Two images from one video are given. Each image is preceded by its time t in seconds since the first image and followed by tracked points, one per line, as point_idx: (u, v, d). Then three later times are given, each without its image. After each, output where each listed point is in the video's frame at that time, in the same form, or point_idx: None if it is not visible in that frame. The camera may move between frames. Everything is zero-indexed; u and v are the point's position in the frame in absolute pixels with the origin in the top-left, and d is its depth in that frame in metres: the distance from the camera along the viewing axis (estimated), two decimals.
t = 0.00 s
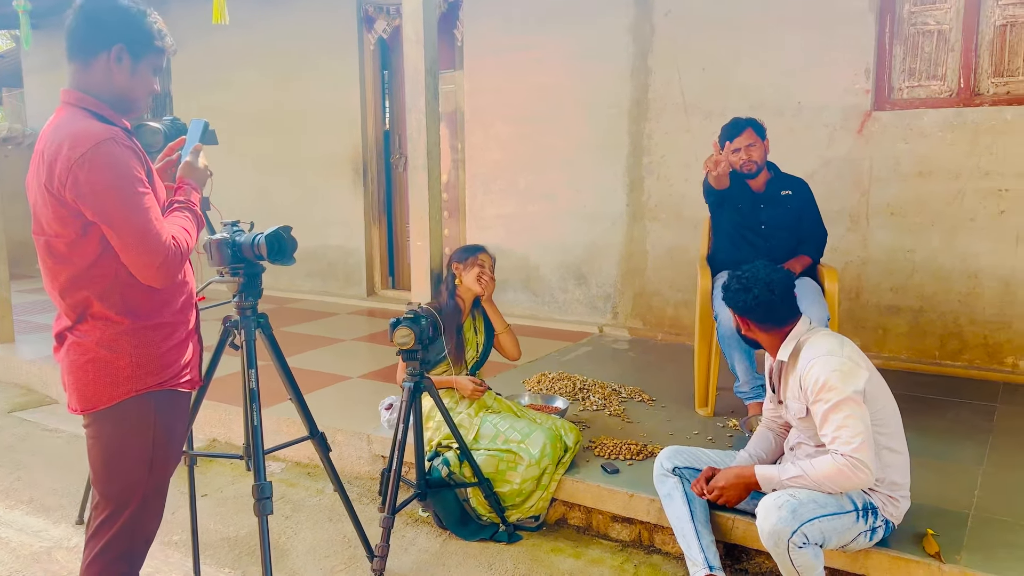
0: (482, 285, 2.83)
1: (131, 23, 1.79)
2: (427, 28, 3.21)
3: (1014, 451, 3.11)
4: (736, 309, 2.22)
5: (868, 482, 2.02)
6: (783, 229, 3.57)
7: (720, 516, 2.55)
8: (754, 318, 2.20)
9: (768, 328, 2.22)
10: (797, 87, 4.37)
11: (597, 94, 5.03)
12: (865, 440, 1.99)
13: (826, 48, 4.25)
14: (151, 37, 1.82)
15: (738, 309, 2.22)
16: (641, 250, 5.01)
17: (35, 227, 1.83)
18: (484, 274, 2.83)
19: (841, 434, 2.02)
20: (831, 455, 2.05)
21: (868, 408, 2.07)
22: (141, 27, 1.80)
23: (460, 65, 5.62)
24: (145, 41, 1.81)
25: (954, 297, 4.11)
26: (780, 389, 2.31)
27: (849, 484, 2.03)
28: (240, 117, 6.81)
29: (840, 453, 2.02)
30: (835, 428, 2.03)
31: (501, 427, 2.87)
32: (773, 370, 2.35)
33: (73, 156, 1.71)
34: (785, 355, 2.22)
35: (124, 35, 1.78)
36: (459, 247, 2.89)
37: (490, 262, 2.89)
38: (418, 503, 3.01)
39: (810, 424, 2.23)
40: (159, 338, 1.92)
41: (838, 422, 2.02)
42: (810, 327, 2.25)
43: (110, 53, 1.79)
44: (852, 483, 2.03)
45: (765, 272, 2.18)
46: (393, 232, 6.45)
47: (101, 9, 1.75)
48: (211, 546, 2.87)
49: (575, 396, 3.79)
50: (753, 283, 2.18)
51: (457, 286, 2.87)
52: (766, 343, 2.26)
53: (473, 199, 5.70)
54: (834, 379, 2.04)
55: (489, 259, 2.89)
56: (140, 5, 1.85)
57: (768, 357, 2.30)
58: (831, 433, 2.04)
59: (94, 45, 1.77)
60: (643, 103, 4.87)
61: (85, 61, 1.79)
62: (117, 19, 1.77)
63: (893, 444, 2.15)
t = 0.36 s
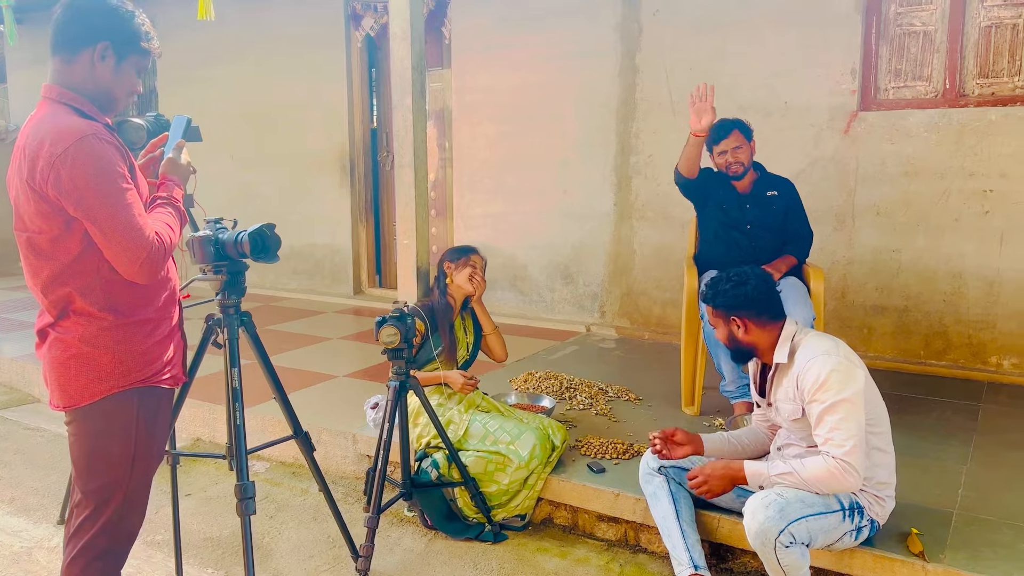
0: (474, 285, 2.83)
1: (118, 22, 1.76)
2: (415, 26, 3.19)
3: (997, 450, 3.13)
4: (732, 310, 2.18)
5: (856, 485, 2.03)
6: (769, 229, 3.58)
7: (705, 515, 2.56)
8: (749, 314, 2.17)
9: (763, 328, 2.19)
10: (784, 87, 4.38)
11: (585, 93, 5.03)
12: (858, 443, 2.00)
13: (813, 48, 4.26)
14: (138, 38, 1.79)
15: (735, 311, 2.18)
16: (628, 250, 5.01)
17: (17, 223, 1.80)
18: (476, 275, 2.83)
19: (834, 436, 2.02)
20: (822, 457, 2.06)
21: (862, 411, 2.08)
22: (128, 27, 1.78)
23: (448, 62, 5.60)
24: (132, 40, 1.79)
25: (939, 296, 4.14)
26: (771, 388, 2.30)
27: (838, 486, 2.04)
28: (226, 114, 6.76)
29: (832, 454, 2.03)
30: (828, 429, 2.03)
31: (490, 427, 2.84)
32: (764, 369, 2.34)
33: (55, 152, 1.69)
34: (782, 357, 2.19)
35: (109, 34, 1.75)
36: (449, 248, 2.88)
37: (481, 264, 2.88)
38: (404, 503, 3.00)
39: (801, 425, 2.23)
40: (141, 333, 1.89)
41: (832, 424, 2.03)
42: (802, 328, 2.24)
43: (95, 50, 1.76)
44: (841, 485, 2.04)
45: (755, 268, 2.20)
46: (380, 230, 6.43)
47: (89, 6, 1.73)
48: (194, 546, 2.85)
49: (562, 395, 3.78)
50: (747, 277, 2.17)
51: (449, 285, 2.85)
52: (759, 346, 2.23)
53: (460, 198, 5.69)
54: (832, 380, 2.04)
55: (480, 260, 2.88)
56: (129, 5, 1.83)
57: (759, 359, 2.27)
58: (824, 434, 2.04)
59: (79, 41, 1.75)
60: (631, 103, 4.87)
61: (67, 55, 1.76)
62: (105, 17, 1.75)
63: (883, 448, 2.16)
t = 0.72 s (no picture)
0: (463, 290, 2.83)
1: (100, 25, 1.75)
2: (400, 28, 3.18)
3: (977, 453, 3.15)
4: (714, 314, 2.18)
5: (835, 489, 2.05)
6: (752, 234, 3.60)
7: (688, 519, 2.56)
8: (729, 318, 2.17)
9: (744, 332, 2.20)
10: (768, 91, 4.40)
11: (571, 96, 5.03)
12: (837, 448, 2.01)
13: (797, 53, 4.29)
14: (120, 41, 1.78)
15: (716, 314, 2.18)
16: (613, 252, 5.02)
17: None
18: (465, 279, 2.84)
19: (814, 440, 2.04)
20: (802, 460, 2.07)
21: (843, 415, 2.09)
22: (110, 30, 1.76)
23: (433, 64, 5.57)
24: (114, 43, 1.77)
25: (921, 300, 4.17)
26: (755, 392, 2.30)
27: (817, 491, 2.06)
28: (210, 114, 6.72)
29: (811, 458, 2.04)
30: (808, 433, 2.04)
31: (475, 430, 2.84)
32: (746, 373, 2.35)
33: (37, 155, 1.67)
34: (762, 360, 2.21)
35: (91, 37, 1.74)
36: (439, 253, 2.89)
37: (471, 269, 2.89)
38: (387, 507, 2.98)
39: (783, 428, 2.24)
40: (123, 336, 1.87)
41: (812, 428, 2.04)
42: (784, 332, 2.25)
43: (76, 53, 1.74)
44: (821, 489, 2.05)
45: (737, 273, 2.20)
46: (365, 232, 6.40)
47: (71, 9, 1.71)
48: (175, 550, 2.82)
49: (547, 397, 3.78)
50: (727, 282, 2.19)
51: (438, 289, 2.85)
52: (741, 350, 2.23)
53: (447, 200, 5.68)
54: (813, 384, 2.05)
55: (469, 265, 2.89)
56: (109, 8, 1.81)
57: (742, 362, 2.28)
58: (804, 438, 2.06)
59: (59, 44, 1.73)
60: (617, 106, 4.88)
61: (47, 57, 1.74)
62: (86, 19, 1.73)
63: (863, 453, 2.17)
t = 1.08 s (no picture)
0: (448, 292, 2.81)
1: (80, 25, 1.73)
2: (386, 30, 3.17)
3: (958, 456, 3.18)
4: (701, 311, 2.22)
5: (817, 493, 2.05)
6: (735, 238, 3.62)
7: (673, 521, 2.57)
8: (716, 321, 2.20)
9: (728, 335, 2.23)
10: (753, 96, 4.43)
11: (557, 99, 5.04)
12: (819, 452, 2.01)
13: (781, 58, 4.32)
14: (101, 42, 1.76)
15: (702, 313, 2.22)
16: (599, 256, 5.03)
17: None
18: (451, 282, 2.82)
19: (795, 444, 2.03)
20: (784, 464, 2.07)
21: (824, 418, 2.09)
22: (90, 31, 1.74)
23: (420, 66, 5.58)
24: (94, 44, 1.76)
25: (904, 303, 4.21)
26: (736, 392, 2.32)
27: (800, 494, 2.06)
28: (194, 115, 6.67)
29: (793, 463, 2.04)
30: (790, 438, 2.04)
31: (460, 435, 2.82)
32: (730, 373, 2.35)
33: (18, 155, 1.64)
34: (743, 360, 2.23)
35: (71, 37, 1.72)
36: (424, 254, 2.85)
37: (457, 271, 2.87)
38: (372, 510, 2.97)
39: (764, 431, 2.24)
40: (104, 336, 1.85)
41: (793, 432, 2.03)
42: (769, 335, 2.24)
43: (55, 53, 1.72)
44: (803, 492, 2.05)
45: (732, 277, 2.18)
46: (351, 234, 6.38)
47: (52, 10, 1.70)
48: (157, 554, 2.79)
49: (532, 400, 3.78)
50: (721, 287, 2.17)
51: (423, 292, 2.83)
52: (725, 348, 2.27)
53: (432, 203, 5.67)
54: (793, 389, 2.04)
55: (455, 267, 2.87)
56: (89, 8, 1.79)
57: (727, 358, 2.31)
58: (785, 442, 2.05)
59: (38, 44, 1.70)
60: (603, 109, 4.89)
61: (26, 57, 1.72)
62: (67, 20, 1.71)
63: (844, 455, 2.18)
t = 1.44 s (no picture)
0: (441, 295, 2.81)
1: (62, 25, 1.72)
2: (375, 33, 3.16)
3: (944, 459, 3.21)
4: (702, 307, 2.22)
5: (808, 499, 2.05)
6: (723, 242, 3.64)
7: (662, 525, 2.58)
8: (717, 318, 2.20)
9: (727, 333, 2.23)
10: (741, 101, 4.46)
11: (546, 103, 5.05)
12: (810, 459, 2.01)
13: (769, 64, 4.35)
14: (83, 41, 1.75)
15: (702, 309, 2.22)
16: (588, 259, 5.04)
17: None
18: (444, 286, 2.82)
19: (788, 450, 2.03)
20: (776, 470, 2.07)
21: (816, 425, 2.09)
22: (72, 30, 1.73)
23: (409, 69, 5.59)
24: (77, 44, 1.75)
25: (890, 307, 4.24)
26: (732, 392, 2.32)
27: (790, 499, 2.06)
28: (182, 117, 6.64)
29: (785, 468, 2.04)
30: (783, 443, 2.04)
31: (450, 439, 2.81)
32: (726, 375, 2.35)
33: (3, 154, 1.63)
34: (740, 361, 2.23)
35: (54, 38, 1.71)
36: (418, 257, 2.85)
37: (450, 275, 2.87)
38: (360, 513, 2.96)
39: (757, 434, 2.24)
40: (88, 339, 1.84)
41: (786, 438, 2.03)
42: (768, 338, 2.23)
43: (37, 54, 1.71)
44: (794, 498, 2.05)
45: (734, 274, 2.18)
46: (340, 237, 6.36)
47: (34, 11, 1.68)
48: (143, 558, 2.77)
49: (521, 403, 3.78)
50: (722, 284, 2.18)
51: (417, 295, 2.83)
52: (725, 347, 2.27)
53: (421, 206, 5.66)
54: (788, 395, 2.04)
55: (449, 271, 2.87)
56: (70, 6, 1.78)
57: (726, 359, 2.30)
58: (778, 447, 2.05)
59: (20, 44, 1.69)
60: (592, 113, 4.90)
61: (7, 59, 1.70)
62: (49, 21, 1.70)
63: (834, 462, 2.19)
